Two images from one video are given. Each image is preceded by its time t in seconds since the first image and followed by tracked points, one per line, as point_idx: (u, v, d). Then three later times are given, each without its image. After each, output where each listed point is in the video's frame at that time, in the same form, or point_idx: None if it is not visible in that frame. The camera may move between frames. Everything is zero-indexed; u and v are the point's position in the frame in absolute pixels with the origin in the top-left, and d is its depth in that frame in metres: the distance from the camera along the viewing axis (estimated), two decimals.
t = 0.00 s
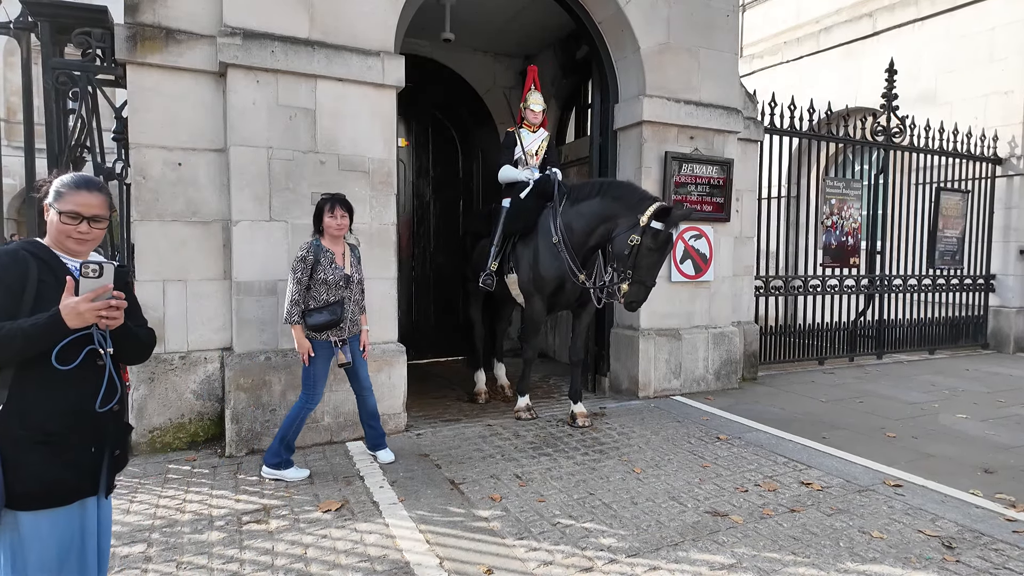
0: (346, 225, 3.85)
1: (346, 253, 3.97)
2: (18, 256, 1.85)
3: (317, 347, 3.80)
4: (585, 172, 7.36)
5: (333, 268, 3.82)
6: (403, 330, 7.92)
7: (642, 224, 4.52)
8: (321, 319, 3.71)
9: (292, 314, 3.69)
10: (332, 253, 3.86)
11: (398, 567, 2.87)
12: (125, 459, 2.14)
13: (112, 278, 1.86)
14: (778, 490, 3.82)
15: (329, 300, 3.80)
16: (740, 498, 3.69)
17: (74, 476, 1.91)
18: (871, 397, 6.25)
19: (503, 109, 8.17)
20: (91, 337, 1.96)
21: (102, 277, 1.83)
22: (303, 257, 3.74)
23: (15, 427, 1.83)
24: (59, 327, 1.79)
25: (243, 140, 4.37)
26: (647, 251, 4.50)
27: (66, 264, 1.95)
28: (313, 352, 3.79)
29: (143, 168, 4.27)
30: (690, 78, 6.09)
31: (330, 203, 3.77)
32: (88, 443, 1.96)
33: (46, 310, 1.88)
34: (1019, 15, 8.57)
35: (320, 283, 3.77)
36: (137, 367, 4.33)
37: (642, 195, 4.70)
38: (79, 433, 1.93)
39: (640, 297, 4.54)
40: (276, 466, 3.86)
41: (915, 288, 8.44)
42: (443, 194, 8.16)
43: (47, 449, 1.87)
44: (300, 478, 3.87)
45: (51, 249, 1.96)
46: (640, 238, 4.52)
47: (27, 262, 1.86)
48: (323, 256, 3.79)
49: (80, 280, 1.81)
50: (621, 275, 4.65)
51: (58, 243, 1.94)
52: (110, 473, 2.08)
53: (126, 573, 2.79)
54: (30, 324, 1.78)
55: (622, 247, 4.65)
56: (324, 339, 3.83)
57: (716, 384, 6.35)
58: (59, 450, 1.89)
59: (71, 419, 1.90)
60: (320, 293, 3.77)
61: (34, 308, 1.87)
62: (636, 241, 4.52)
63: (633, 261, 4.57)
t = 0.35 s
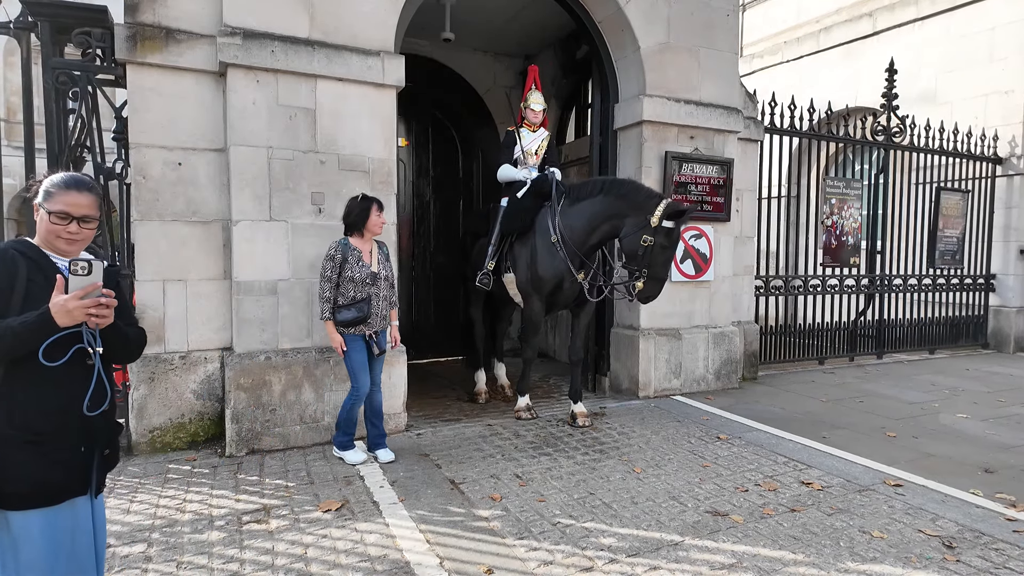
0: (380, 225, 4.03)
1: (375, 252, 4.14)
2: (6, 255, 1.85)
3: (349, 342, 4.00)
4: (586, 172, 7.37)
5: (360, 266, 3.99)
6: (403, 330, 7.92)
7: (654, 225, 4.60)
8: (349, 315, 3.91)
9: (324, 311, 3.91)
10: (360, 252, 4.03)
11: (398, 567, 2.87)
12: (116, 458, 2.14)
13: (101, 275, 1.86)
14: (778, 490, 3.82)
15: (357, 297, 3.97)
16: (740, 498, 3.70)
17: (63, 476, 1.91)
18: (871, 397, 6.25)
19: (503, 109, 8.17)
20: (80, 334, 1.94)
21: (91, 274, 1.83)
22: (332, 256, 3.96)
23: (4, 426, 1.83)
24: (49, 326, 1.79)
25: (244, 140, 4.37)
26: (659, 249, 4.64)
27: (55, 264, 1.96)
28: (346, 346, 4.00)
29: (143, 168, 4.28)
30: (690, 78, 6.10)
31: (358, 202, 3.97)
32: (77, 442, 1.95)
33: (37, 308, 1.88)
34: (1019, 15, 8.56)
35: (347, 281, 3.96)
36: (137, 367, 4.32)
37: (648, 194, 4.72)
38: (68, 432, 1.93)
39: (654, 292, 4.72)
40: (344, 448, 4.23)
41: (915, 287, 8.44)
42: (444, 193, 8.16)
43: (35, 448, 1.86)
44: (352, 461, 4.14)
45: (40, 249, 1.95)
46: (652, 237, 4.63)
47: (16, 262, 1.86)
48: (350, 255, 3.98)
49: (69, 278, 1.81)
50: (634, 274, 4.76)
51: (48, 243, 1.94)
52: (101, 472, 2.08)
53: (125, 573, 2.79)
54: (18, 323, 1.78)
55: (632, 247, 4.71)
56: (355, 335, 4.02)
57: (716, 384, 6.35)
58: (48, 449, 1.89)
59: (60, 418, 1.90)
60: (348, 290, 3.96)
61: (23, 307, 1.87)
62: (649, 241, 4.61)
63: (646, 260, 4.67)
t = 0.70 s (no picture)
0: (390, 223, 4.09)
1: (379, 251, 4.16)
2: None
3: (351, 338, 4.02)
4: (585, 172, 7.36)
5: (366, 264, 3.99)
6: (403, 330, 7.91)
7: (655, 226, 4.62)
8: (353, 311, 3.92)
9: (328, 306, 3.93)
10: (366, 250, 4.04)
11: (398, 567, 2.87)
12: (110, 457, 2.16)
13: (89, 274, 1.85)
14: (778, 489, 3.82)
15: (361, 294, 3.97)
16: (740, 497, 3.70)
17: (58, 476, 1.92)
18: (871, 396, 6.25)
19: (502, 109, 8.16)
20: (70, 334, 1.94)
21: (79, 273, 1.83)
22: (340, 251, 3.96)
23: None
24: (39, 326, 1.78)
25: (243, 140, 4.37)
26: (662, 250, 4.69)
27: (46, 263, 1.95)
28: (347, 342, 4.02)
29: (143, 168, 4.27)
30: (690, 78, 6.09)
31: (364, 200, 3.98)
32: (72, 442, 1.96)
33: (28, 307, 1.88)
34: (1019, 15, 8.56)
35: (353, 278, 3.96)
36: (137, 366, 4.32)
37: (651, 195, 4.74)
38: (62, 432, 1.93)
39: (656, 293, 4.77)
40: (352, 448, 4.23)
41: (915, 287, 8.44)
42: (444, 193, 8.16)
43: (27, 449, 1.86)
44: (360, 459, 4.16)
45: (29, 248, 1.94)
46: (654, 238, 4.66)
47: (6, 261, 1.85)
48: (357, 252, 3.98)
49: (57, 277, 1.80)
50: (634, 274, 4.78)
51: (58, 243, 1.95)
52: (95, 471, 2.08)
53: (125, 573, 2.78)
54: (8, 322, 1.77)
55: (634, 248, 4.72)
56: (357, 332, 4.03)
57: (716, 383, 6.35)
58: (41, 450, 1.88)
59: (52, 418, 1.90)
60: (353, 287, 3.96)
61: (14, 306, 1.86)
62: (652, 243, 4.63)
63: (648, 261, 4.71)
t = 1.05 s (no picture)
0: (387, 223, 4.01)
1: (385, 252, 4.13)
2: None
3: (351, 337, 4.04)
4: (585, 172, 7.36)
5: (369, 263, 4.00)
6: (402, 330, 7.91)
7: (645, 229, 4.62)
8: (353, 310, 3.89)
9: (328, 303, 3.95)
10: (370, 249, 4.04)
11: (397, 566, 2.87)
12: (105, 455, 2.18)
13: (91, 275, 1.82)
14: (777, 489, 3.82)
15: (361, 293, 3.97)
16: (739, 497, 3.70)
17: (58, 476, 1.92)
18: (870, 396, 6.25)
19: (502, 108, 8.16)
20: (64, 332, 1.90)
21: (80, 275, 1.79)
22: (342, 250, 3.98)
23: None
24: (38, 326, 1.77)
25: (243, 140, 4.36)
26: (649, 255, 4.64)
27: (43, 264, 1.94)
28: (347, 340, 4.05)
29: (142, 167, 4.27)
30: (689, 77, 6.10)
31: (367, 201, 3.97)
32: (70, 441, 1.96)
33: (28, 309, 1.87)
34: (1018, 14, 8.56)
35: (355, 277, 3.96)
36: (136, 366, 4.32)
37: (647, 200, 4.76)
38: (61, 431, 1.93)
39: (642, 301, 4.72)
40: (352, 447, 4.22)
41: (914, 287, 8.45)
42: (443, 193, 8.16)
43: (28, 449, 1.86)
44: (359, 461, 4.15)
45: (26, 248, 1.93)
46: (643, 242, 4.64)
47: (3, 263, 1.83)
48: (360, 251, 4.00)
49: (57, 278, 1.76)
50: (620, 279, 4.73)
51: (59, 239, 1.99)
52: (92, 470, 2.09)
53: (124, 573, 2.78)
54: (8, 324, 1.76)
55: (623, 251, 4.72)
56: (358, 331, 4.04)
57: (715, 383, 6.35)
58: (41, 449, 1.88)
59: (51, 418, 1.90)
60: (354, 285, 3.97)
61: (12, 308, 1.85)
62: (639, 247, 4.62)
63: (635, 266, 4.69)
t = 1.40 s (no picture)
0: (393, 223, 4.00)
1: (396, 252, 4.12)
2: None
3: (365, 336, 4.05)
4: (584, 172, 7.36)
5: (376, 263, 4.00)
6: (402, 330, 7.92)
7: (633, 225, 4.58)
8: (362, 310, 3.92)
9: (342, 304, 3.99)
10: (379, 250, 4.05)
11: (395, 566, 2.88)
12: (96, 455, 2.18)
13: (80, 276, 1.83)
14: (776, 489, 3.83)
15: (369, 294, 3.96)
16: (738, 497, 3.70)
17: (54, 476, 1.92)
18: (868, 395, 6.26)
19: (501, 109, 8.15)
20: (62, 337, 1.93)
21: (69, 276, 1.80)
22: (352, 253, 4.03)
23: None
24: (29, 328, 1.76)
25: (242, 140, 4.36)
26: (637, 252, 4.59)
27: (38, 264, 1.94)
28: (361, 340, 4.05)
29: (141, 168, 4.27)
30: (689, 77, 6.10)
31: (374, 203, 4.01)
32: (64, 441, 1.96)
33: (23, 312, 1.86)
34: (1017, 14, 8.56)
35: (363, 277, 3.98)
36: (135, 366, 4.32)
37: (638, 197, 4.70)
38: (57, 430, 1.93)
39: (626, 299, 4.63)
40: (352, 446, 4.23)
41: (912, 287, 8.46)
42: (443, 193, 8.16)
43: (24, 449, 1.86)
44: (358, 460, 4.15)
45: (20, 247, 1.93)
46: (630, 239, 4.59)
47: None
48: (368, 252, 4.02)
49: (48, 280, 1.77)
50: (610, 277, 4.70)
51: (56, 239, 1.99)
52: (85, 470, 2.09)
53: (123, 573, 2.78)
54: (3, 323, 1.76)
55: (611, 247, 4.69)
56: (371, 331, 4.05)
57: (714, 383, 6.36)
58: (38, 449, 1.88)
59: (48, 417, 1.90)
60: (363, 286, 3.97)
61: (7, 307, 1.84)
62: (626, 242, 4.57)
63: (623, 263, 4.63)
